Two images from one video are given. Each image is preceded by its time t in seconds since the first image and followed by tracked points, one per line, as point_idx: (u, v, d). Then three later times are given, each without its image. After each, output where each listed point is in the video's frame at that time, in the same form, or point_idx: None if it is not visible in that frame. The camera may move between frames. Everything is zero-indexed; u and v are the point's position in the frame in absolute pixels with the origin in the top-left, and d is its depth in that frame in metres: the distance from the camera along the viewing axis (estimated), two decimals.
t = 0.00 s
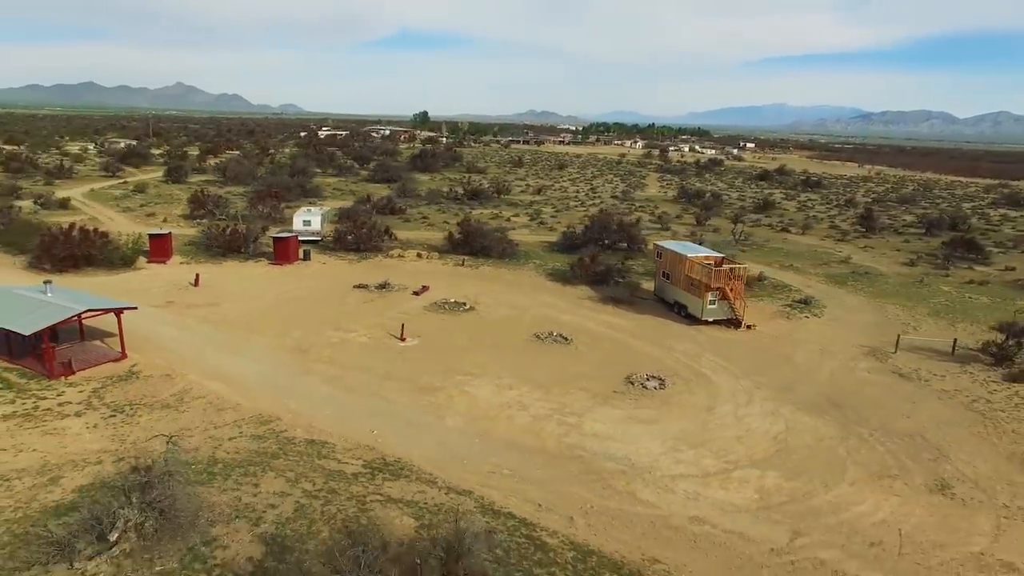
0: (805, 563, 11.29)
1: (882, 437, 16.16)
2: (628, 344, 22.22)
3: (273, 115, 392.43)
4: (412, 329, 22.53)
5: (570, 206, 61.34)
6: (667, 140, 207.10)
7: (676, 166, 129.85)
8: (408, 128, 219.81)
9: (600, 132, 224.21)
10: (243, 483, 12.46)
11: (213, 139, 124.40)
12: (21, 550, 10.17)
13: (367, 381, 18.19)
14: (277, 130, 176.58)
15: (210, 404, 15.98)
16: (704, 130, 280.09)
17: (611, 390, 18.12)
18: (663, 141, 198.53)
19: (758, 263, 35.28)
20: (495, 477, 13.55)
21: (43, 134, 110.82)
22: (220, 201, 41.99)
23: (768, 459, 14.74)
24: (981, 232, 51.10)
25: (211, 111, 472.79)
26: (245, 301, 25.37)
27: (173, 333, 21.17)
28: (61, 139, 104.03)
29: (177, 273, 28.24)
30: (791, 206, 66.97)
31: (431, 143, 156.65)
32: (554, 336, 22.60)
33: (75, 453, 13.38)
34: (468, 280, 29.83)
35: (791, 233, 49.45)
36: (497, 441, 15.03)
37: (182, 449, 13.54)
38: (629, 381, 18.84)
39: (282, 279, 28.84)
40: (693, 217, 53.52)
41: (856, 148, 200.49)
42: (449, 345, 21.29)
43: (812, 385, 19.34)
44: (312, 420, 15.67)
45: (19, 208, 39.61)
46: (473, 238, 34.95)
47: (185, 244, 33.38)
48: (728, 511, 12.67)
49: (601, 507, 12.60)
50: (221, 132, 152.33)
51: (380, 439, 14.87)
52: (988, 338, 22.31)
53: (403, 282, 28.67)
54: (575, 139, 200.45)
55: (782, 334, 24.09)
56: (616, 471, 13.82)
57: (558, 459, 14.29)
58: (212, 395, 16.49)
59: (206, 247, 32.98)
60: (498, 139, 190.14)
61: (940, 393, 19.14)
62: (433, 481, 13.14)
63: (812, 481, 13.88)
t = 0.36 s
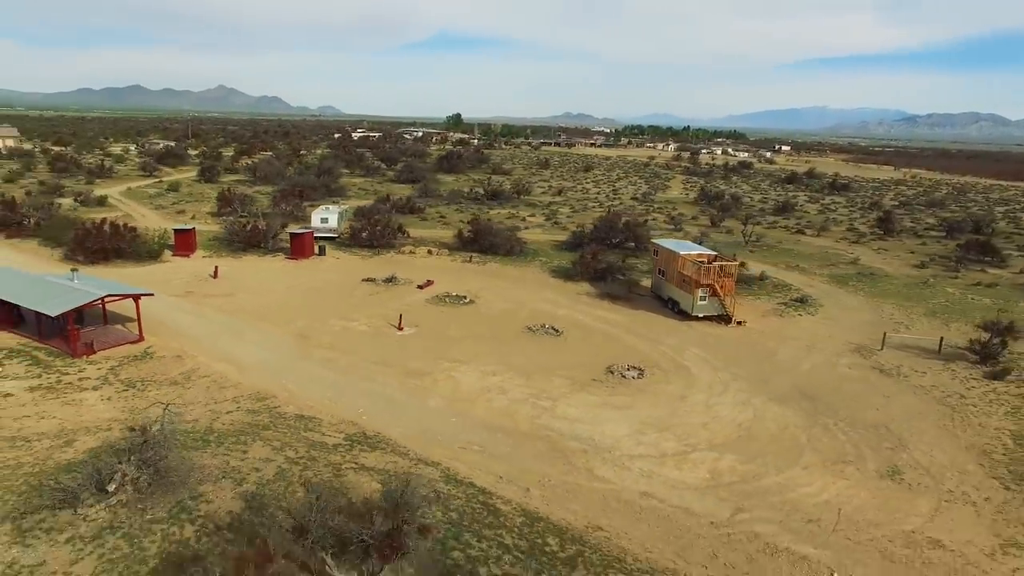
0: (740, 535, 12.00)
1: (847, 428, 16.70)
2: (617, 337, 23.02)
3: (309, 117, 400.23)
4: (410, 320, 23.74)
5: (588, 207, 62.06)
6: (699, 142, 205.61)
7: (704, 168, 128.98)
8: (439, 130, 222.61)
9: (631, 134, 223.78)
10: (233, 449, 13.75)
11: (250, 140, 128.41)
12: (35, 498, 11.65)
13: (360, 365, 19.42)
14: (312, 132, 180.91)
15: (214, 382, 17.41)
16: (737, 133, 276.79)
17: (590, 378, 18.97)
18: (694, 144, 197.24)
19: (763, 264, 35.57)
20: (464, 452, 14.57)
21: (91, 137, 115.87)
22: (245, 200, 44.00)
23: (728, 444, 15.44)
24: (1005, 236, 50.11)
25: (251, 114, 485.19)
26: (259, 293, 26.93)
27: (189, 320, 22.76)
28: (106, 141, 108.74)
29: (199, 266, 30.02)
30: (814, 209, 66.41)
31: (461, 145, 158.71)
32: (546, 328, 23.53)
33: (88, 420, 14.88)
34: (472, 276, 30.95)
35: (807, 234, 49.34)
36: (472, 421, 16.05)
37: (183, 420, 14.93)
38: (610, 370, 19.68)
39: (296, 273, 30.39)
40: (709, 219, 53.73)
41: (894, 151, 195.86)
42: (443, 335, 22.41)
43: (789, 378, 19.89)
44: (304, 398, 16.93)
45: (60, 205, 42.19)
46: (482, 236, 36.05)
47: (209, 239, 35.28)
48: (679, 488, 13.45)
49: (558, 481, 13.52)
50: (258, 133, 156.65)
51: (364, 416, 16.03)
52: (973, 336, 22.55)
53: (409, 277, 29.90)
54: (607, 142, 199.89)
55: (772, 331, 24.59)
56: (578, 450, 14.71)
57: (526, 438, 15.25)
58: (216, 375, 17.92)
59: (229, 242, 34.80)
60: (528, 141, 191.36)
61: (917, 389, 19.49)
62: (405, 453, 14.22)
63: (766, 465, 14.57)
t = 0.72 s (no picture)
0: (680, 508, 12.82)
1: (809, 417, 17.32)
2: (603, 329, 23.89)
3: (340, 119, 406.58)
4: (406, 312, 24.95)
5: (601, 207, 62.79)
6: (726, 145, 204.18)
7: (727, 170, 128.43)
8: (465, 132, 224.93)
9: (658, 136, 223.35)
10: (224, 421, 15.05)
11: (279, 142, 131.68)
12: (44, 458, 13.07)
13: (352, 352, 20.65)
14: (340, 133, 184.36)
15: (215, 364, 18.80)
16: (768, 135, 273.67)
17: (567, 367, 19.90)
18: (720, 146, 195.98)
19: (763, 263, 35.99)
20: (436, 429, 15.63)
21: (128, 138, 120.30)
22: (264, 198, 45.86)
23: (689, 428, 16.22)
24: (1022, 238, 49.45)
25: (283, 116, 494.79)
26: (268, 285, 28.42)
27: (199, 308, 24.28)
28: (142, 143, 112.74)
29: (215, 260, 31.70)
30: (831, 210, 66.05)
31: (485, 146, 160.43)
32: (535, 320, 24.50)
33: (98, 394, 16.33)
34: (473, 272, 32.06)
35: (816, 235, 49.39)
36: (449, 403, 17.12)
37: (182, 395, 16.31)
38: (589, 360, 20.57)
39: (305, 268, 31.87)
40: (720, 219, 54.07)
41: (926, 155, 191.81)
42: (435, 325, 23.56)
43: (763, 371, 20.56)
44: (295, 380, 18.19)
45: (92, 202, 44.53)
46: (486, 233, 37.10)
47: (228, 235, 37.07)
48: (632, 466, 14.29)
49: (518, 457, 14.49)
50: (287, 135, 160.54)
51: (348, 397, 17.22)
52: (952, 334, 22.98)
53: (411, 272, 31.13)
54: (633, 143, 200.03)
55: (757, 326, 25.17)
56: (543, 431, 15.67)
57: (496, 419, 16.26)
58: (218, 358, 19.32)
59: (245, 239, 36.50)
60: (554, 142, 192.55)
61: (888, 383, 19.99)
62: (381, 429, 15.33)
63: (720, 448, 15.35)
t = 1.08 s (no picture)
0: (630, 485, 13.61)
1: (774, 407, 17.98)
2: (587, 323, 24.70)
3: (362, 121, 410.62)
4: (400, 305, 26.01)
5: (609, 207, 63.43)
6: (745, 147, 202.80)
7: (743, 171, 127.97)
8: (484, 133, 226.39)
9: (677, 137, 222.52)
10: (214, 400, 16.17)
11: (298, 142, 134.20)
12: (48, 429, 14.30)
13: (344, 341, 21.75)
14: (359, 134, 187.04)
15: (213, 350, 20.00)
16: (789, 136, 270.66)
17: (547, 357, 20.74)
18: (739, 148, 194.64)
19: (759, 262, 36.45)
20: (411, 412, 16.59)
21: (153, 139, 123.66)
22: (276, 197, 47.37)
23: (653, 414, 16.98)
24: None
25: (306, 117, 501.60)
26: (272, 279, 29.70)
27: (204, 300, 25.59)
28: (167, 144, 115.82)
29: (224, 255, 33.09)
30: (841, 211, 65.86)
31: (502, 148, 161.60)
32: (523, 314, 25.38)
33: (102, 376, 17.59)
34: (470, 268, 33.05)
35: (820, 236, 49.50)
36: (427, 389, 18.08)
37: (178, 377, 17.50)
38: (568, 351, 21.39)
39: (310, 263, 33.13)
40: (725, 219, 54.39)
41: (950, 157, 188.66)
42: (426, 318, 24.56)
43: (738, 364, 21.21)
44: (286, 366, 19.30)
45: (113, 201, 46.42)
46: (487, 231, 38.07)
47: (238, 233, 38.54)
48: (591, 447, 15.10)
49: (484, 438, 15.39)
50: (308, 136, 163.56)
51: (334, 381, 18.27)
52: (929, 330, 23.42)
53: (411, 268, 32.19)
54: (651, 144, 199.80)
55: (741, 322, 25.77)
56: (512, 416, 16.55)
57: (470, 404, 17.18)
58: (217, 345, 20.52)
59: (255, 236, 37.92)
60: (571, 143, 193.13)
61: (859, 376, 20.52)
62: (360, 411, 16.34)
63: (680, 433, 16.09)
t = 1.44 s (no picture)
0: (584, 462, 14.53)
1: (739, 395, 18.71)
2: (574, 317, 25.61)
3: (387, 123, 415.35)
4: (396, 297, 27.22)
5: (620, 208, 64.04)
6: (769, 149, 200.79)
7: (763, 173, 127.17)
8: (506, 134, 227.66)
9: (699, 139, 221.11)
10: (210, 379, 17.46)
11: (321, 144, 136.95)
12: (56, 402, 15.68)
13: (338, 330, 23.00)
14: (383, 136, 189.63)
15: (215, 336, 21.37)
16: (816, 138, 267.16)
17: (528, 347, 21.72)
18: (763, 150, 192.76)
19: (757, 262, 36.92)
20: (391, 394, 17.71)
21: (182, 140, 127.43)
22: (292, 196, 49.07)
23: (619, 400, 17.86)
24: None
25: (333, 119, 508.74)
26: (279, 273, 31.16)
27: (213, 290, 27.07)
28: (196, 145, 119.42)
29: (236, 251, 34.69)
30: (855, 213, 65.58)
31: (522, 149, 162.57)
32: (512, 307, 26.40)
33: (110, 357, 19.03)
34: (470, 264, 34.16)
35: (827, 236, 49.58)
36: (409, 374, 19.19)
37: (178, 359, 18.87)
38: (550, 342, 22.35)
39: (318, 258, 34.54)
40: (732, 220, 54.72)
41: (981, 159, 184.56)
42: (419, 310, 25.71)
43: (714, 356, 21.94)
44: (280, 351, 20.57)
45: (137, 199, 48.54)
46: (489, 229, 39.15)
47: (252, 229, 40.20)
48: (553, 429, 16.06)
49: (455, 419, 16.44)
50: (331, 137, 166.61)
51: (323, 365, 19.48)
52: (908, 327, 23.87)
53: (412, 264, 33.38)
54: (673, 146, 198.97)
55: (726, 318, 26.43)
56: (484, 399, 17.57)
57: (447, 388, 18.24)
58: (219, 332, 21.91)
59: (268, 232, 39.53)
60: (592, 145, 193.36)
61: (830, 369, 21.12)
62: (342, 391, 17.51)
63: (642, 417, 16.95)
